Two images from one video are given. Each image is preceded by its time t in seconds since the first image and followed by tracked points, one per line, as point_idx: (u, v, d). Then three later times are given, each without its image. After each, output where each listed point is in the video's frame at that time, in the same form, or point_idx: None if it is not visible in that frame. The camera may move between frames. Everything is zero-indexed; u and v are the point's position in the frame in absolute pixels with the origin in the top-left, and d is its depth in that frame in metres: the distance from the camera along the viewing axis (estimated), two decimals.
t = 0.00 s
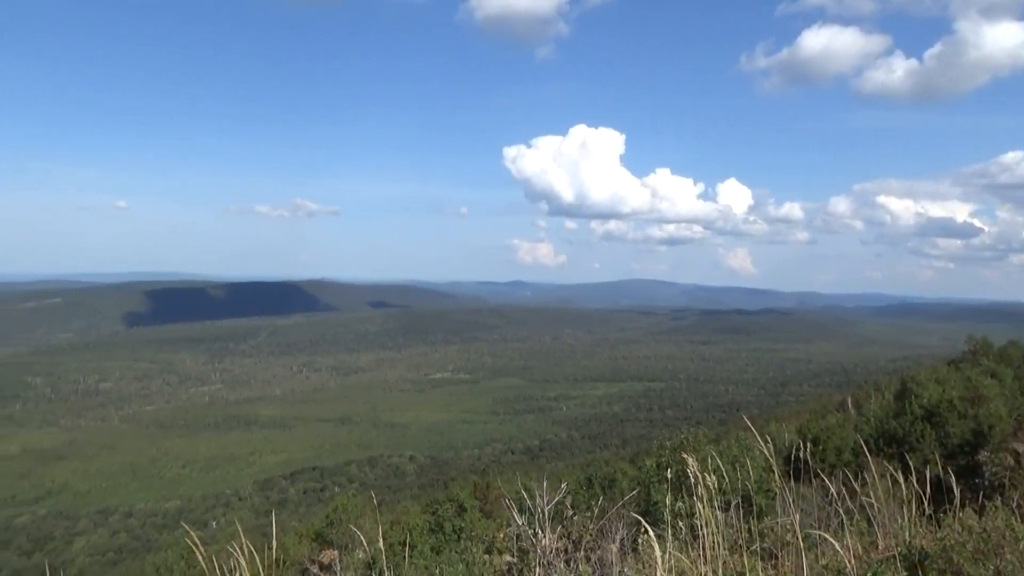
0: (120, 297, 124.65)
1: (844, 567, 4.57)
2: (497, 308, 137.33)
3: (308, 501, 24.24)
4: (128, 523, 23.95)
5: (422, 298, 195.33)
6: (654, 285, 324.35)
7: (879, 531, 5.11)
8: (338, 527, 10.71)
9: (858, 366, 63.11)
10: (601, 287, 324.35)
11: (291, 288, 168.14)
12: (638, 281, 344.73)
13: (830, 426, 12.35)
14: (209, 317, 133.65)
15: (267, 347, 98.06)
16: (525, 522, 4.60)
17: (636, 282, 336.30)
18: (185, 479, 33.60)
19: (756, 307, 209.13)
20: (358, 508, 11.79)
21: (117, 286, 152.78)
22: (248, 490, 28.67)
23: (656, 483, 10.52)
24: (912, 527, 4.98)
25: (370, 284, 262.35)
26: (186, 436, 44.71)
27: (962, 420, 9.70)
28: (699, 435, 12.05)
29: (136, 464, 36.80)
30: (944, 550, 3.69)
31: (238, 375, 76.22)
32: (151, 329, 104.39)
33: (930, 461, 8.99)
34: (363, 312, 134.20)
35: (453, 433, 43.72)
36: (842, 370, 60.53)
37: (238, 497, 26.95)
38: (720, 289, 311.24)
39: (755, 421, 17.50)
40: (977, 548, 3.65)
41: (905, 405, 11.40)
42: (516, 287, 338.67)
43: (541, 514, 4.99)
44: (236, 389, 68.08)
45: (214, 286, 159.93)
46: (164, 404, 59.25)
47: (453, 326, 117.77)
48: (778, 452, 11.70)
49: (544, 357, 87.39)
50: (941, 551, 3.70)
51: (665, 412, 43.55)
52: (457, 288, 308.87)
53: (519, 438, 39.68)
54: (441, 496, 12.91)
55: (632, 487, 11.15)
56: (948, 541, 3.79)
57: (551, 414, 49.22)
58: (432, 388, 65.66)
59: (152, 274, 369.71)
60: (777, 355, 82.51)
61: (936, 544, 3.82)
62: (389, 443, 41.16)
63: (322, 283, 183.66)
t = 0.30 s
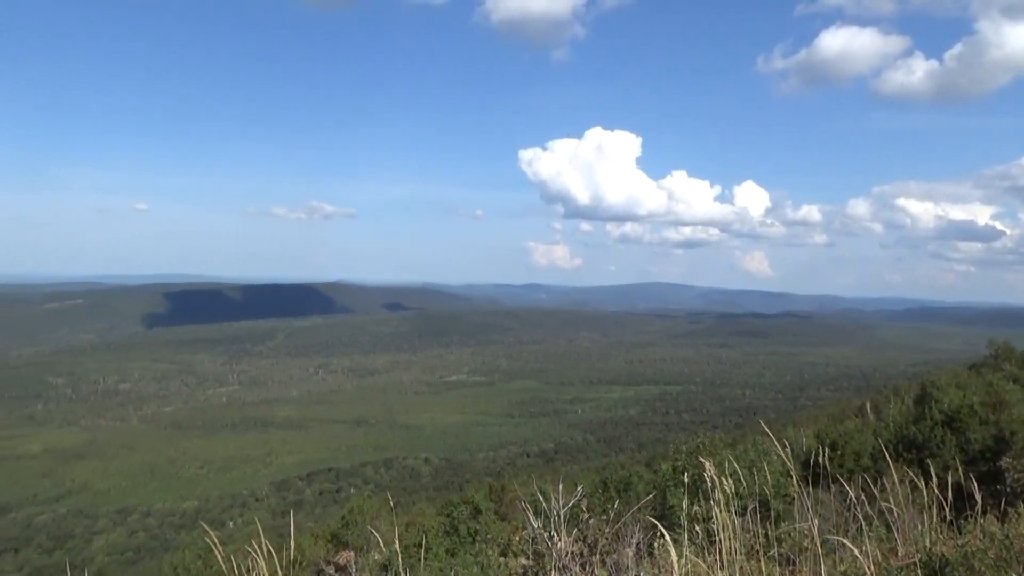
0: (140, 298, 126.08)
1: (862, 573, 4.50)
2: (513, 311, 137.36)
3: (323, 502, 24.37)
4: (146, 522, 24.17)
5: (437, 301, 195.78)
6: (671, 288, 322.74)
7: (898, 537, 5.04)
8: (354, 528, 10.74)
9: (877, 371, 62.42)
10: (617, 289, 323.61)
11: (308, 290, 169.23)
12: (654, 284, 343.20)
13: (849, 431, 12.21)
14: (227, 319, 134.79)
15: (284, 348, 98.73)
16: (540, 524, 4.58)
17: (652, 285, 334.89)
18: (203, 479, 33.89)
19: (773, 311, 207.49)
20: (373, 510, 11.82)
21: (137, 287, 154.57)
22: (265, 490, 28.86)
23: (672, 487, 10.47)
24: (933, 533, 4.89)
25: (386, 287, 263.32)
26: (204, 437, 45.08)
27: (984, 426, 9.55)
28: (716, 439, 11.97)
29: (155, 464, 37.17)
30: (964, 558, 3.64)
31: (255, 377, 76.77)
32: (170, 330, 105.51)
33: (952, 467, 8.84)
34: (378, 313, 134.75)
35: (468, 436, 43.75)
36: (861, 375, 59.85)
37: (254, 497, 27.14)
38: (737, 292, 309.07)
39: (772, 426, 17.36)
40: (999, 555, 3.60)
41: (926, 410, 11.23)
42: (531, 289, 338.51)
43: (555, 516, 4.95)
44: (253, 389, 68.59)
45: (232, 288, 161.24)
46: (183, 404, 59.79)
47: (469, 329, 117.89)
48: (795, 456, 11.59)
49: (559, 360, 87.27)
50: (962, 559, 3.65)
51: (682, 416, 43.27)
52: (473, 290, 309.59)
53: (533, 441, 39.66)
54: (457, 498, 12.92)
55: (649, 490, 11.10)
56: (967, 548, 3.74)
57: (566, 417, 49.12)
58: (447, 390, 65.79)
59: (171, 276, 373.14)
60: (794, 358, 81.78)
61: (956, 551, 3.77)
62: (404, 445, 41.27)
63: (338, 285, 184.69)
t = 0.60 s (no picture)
0: (153, 296, 126.97)
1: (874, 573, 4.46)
2: (523, 309, 137.34)
3: (334, 499, 24.50)
4: (159, 518, 24.35)
5: (448, 299, 196.00)
6: (682, 288, 321.56)
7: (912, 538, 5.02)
8: (365, 526, 10.78)
9: (889, 371, 61.98)
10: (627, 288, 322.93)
11: (319, 288, 170.00)
12: (665, 284, 342.25)
13: (861, 432, 12.13)
14: (239, 317, 135.50)
15: (295, 346, 99.17)
16: (552, 523, 4.55)
17: (663, 284, 333.96)
18: (215, 475, 34.12)
19: (784, 310, 206.42)
20: (384, 508, 11.86)
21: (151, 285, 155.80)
22: (276, 487, 29.03)
23: (683, 487, 10.44)
24: (950, 535, 4.83)
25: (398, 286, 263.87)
26: (216, 434, 45.41)
27: (997, 428, 9.48)
28: (727, 439, 11.92)
29: (168, 460, 37.45)
30: (979, 560, 3.62)
31: (266, 374, 77.18)
32: (182, 327, 106.32)
33: (965, 467, 8.76)
34: (389, 312, 135.26)
35: (478, 434, 43.81)
36: (874, 375, 59.47)
37: (266, 494, 27.30)
38: (749, 292, 307.53)
39: (782, 426, 17.28)
40: (1018, 558, 3.58)
41: (939, 411, 11.13)
42: (542, 288, 338.70)
43: (567, 513, 4.92)
44: (265, 387, 68.96)
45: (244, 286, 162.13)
46: (195, 401, 60.21)
47: (479, 328, 117.92)
48: (807, 457, 11.53)
49: (569, 359, 87.20)
50: (977, 562, 3.64)
51: (692, 416, 43.18)
52: (484, 288, 309.98)
53: (543, 440, 39.65)
54: (467, 496, 12.93)
55: (660, 490, 11.08)
56: (981, 551, 3.72)
57: (576, 416, 49.12)
58: (457, 389, 65.93)
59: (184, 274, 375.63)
60: (806, 359, 81.29)
61: (970, 552, 3.76)
62: (414, 443, 41.39)
63: (349, 284, 185.39)
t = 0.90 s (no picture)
0: (171, 296, 128.09)
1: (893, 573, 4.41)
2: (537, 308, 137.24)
3: (350, 498, 24.62)
4: (177, 517, 24.54)
5: (463, 298, 196.17)
6: (697, 287, 319.78)
7: (931, 538, 4.96)
8: (381, 525, 10.80)
9: (908, 370, 61.30)
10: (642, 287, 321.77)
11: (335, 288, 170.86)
12: (680, 283, 340.70)
13: (879, 432, 12.00)
14: (255, 317, 136.39)
15: (311, 346, 99.64)
16: (568, 521, 4.49)
17: (678, 283, 332.44)
18: (232, 474, 34.37)
19: (800, 309, 204.81)
20: (400, 506, 11.88)
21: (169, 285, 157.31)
22: (293, 486, 29.19)
23: (699, 487, 10.43)
24: (971, 536, 4.76)
25: (413, 285, 264.63)
26: (233, 433, 45.76)
27: (1019, 427, 9.36)
28: (743, 439, 11.85)
29: (186, 459, 37.76)
30: (1002, 561, 3.58)
31: (283, 374, 77.66)
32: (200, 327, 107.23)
33: (986, 468, 8.64)
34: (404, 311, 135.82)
35: (493, 433, 43.83)
36: (892, 374, 58.85)
37: (283, 493, 27.45)
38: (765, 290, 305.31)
39: (799, 426, 17.16)
40: None
41: (959, 410, 11.00)
42: (556, 287, 338.30)
43: (583, 512, 4.90)
44: (281, 386, 69.39)
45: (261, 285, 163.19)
46: (212, 400, 60.68)
47: (493, 327, 117.91)
48: (825, 458, 11.44)
49: (584, 358, 86.97)
50: (1001, 562, 3.59)
51: (708, 415, 42.96)
52: (498, 288, 310.12)
53: (558, 439, 39.56)
54: (483, 495, 12.94)
55: (676, 490, 11.05)
56: (1005, 552, 3.67)
57: (591, 415, 49.03)
58: (472, 388, 65.96)
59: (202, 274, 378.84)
60: (823, 358, 80.60)
61: (993, 553, 3.72)
62: (430, 442, 41.47)
63: (365, 284, 186.16)
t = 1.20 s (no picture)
0: (197, 296, 129.77)
1: None
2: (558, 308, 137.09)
3: (374, 496, 24.76)
4: (203, 514, 24.83)
5: (484, 297, 196.31)
6: (720, 287, 316.90)
7: (961, 540, 4.85)
8: (404, 524, 10.86)
9: (937, 370, 60.28)
10: (664, 287, 319.91)
11: (357, 288, 172.13)
12: (702, 281, 337.95)
13: (906, 432, 11.82)
14: (279, 317, 137.66)
15: (334, 346, 100.40)
16: (592, 522, 4.42)
17: (700, 282, 329.71)
18: (257, 472, 34.75)
19: (825, 308, 202.38)
20: (423, 505, 11.91)
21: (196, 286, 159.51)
22: (317, 484, 29.43)
23: (723, 488, 10.33)
24: (1006, 538, 4.64)
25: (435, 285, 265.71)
26: (258, 431, 46.27)
27: None
28: (768, 439, 11.74)
29: (212, 457, 38.24)
30: None
31: (306, 373, 78.34)
32: (225, 327, 108.51)
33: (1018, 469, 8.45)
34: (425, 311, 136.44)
35: (515, 432, 43.89)
36: (920, 373, 57.90)
37: (307, 491, 27.69)
38: (789, 289, 301.66)
39: (824, 425, 16.98)
40: None
41: (989, 410, 10.79)
42: (577, 287, 337.54)
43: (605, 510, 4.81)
44: (305, 385, 70.00)
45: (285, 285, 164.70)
46: (237, 399, 61.39)
47: (515, 327, 117.83)
48: (850, 459, 11.31)
49: (605, 358, 86.63)
50: None
51: (731, 414, 42.60)
52: (519, 287, 310.19)
53: (580, 439, 39.46)
54: (505, 494, 12.94)
55: (699, 490, 10.98)
56: None
57: (614, 415, 48.85)
58: (494, 387, 66.03)
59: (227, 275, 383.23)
60: (849, 357, 79.56)
61: None
62: (452, 441, 41.60)
63: (387, 284, 187.27)
